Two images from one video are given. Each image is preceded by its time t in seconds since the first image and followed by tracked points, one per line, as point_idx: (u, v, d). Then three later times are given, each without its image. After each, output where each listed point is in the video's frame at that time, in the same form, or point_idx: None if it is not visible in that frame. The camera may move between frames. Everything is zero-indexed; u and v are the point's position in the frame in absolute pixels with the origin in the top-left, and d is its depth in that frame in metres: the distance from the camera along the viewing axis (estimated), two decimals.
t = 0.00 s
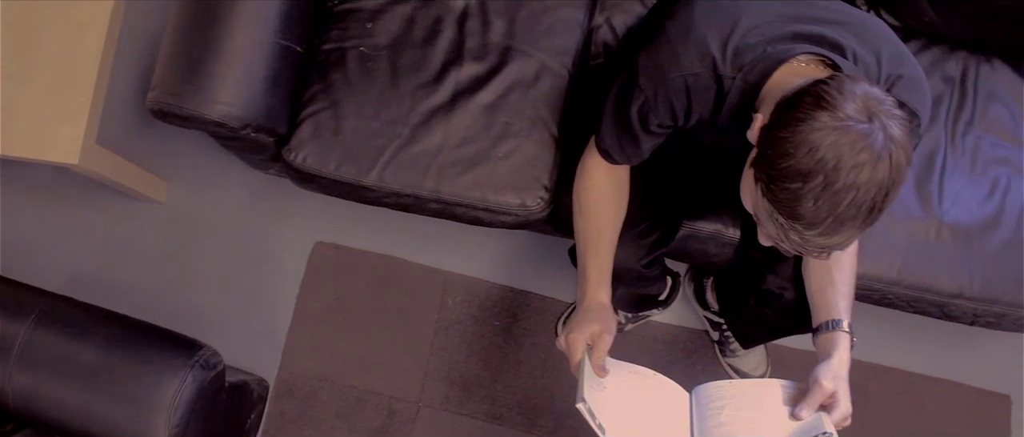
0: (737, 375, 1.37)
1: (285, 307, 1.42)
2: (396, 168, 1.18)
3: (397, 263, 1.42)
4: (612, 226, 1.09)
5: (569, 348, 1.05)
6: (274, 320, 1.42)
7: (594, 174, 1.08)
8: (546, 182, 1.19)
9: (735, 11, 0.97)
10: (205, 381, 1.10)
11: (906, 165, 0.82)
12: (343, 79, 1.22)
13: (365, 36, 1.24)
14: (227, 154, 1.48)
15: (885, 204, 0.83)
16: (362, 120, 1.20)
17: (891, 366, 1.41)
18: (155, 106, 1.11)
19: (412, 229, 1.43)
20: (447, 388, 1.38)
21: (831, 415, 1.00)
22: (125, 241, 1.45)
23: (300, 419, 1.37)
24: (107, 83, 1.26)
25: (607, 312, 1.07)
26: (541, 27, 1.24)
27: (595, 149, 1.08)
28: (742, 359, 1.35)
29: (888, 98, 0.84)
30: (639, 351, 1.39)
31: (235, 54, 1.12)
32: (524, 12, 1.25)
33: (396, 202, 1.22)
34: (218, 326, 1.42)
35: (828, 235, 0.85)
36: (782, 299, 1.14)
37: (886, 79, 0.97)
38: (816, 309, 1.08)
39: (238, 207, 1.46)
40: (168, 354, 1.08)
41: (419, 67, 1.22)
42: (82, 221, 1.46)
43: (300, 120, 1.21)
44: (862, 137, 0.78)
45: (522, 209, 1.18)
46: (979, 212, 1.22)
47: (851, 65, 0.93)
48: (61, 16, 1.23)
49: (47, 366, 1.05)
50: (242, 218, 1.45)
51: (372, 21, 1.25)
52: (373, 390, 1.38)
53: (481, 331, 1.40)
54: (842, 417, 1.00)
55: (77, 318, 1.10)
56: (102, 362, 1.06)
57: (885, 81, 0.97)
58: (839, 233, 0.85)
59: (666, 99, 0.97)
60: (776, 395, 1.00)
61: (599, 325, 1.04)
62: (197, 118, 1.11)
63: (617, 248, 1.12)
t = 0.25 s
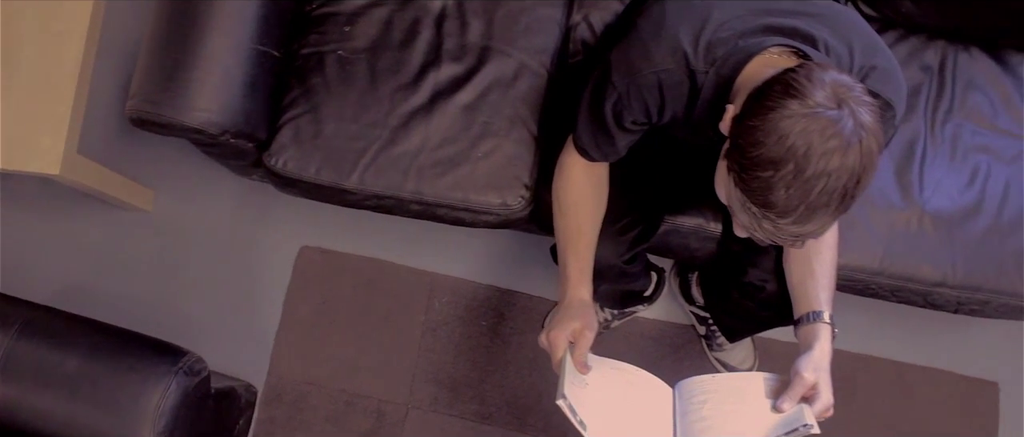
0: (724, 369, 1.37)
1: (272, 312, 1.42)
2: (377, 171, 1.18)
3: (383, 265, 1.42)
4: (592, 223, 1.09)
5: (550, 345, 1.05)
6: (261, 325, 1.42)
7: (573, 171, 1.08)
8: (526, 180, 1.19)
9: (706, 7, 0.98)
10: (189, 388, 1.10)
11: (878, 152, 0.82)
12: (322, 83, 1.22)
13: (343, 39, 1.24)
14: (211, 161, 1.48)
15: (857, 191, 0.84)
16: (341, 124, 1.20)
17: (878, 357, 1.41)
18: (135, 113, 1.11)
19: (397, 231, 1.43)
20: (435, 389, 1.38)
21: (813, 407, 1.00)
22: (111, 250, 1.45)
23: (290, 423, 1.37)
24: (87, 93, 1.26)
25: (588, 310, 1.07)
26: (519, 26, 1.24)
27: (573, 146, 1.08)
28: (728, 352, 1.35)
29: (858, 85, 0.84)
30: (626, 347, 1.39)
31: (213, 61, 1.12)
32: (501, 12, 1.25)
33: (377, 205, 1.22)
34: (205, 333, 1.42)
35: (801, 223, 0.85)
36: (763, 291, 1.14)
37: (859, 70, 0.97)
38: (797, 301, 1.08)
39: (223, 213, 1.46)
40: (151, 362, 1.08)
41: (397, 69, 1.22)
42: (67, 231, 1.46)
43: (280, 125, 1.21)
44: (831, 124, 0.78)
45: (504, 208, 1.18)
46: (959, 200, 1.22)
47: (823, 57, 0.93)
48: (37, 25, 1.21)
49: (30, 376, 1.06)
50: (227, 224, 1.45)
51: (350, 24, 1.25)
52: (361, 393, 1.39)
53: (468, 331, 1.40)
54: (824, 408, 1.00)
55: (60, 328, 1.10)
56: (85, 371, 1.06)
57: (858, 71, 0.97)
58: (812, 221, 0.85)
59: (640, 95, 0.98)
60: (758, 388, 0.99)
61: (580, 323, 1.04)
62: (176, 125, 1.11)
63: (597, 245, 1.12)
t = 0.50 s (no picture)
0: (709, 365, 1.37)
1: (256, 321, 1.42)
2: (354, 177, 1.19)
3: (366, 270, 1.42)
4: (569, 223, 1.09)
5: (528, 346, 1.05)
6: (245, 334, 1.42)
7: (548, 171, 1.08)
8: (504, 182, 1.19)
9: (674, 5, 0.98)
10: (171, 398, 1.11)
11: (844, 147, 0.83)
12: (298, 90, 1.22)
13: (317, 46, 1.24)
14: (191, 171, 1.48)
15: (825, 186, 0.84)
16: (318, 131, 1.20)
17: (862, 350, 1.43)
18: (110, 126, 1.10)
19: (379, 236, 1.43)
20: (421, 393, 1.38)
21: (791, 400, 1.00)
22: (93, 263, 1.45)
23: (277, 431, 1.37)
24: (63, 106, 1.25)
25: (566, 309, 1.07)
26: (493, 29, 1.25)
27: (547, 147, 1.08)
28: (714, 349, 1.35)
29: (824, 82, 0.85)
30: (611, 346, 1.39)
31: (187, 71, 1.11)
32: (475, 14, 1.25)
33: (356, 210, 1.22)
34: (190, 343, 1.42)
35: (770, 219, 0.85)
36: (742, 286, 1.14)
37: (828, 64, 0.97)
38: (775, 295, 1.09)
39: (205, 223, 1.46)
40: (132, 373, 1.09)
41: (372, 75, 1.22)
42: (48, 246, 1.45)
43: (257, 133, 1.21)
44: (797, 119, 0.78)
45: (482, 210, 1.18)
46: (936, 191, 1.23)
47: (791, 51, 0.93)
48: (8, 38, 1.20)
49: (9, 391, 1.05)
50: (210, 234, 1.45)
51: (324, 31, 1.25)
52: (348, 399, 1.38)
53: (453, 334, 1.40)
54: (801, 402, 1.00)
55: (40, 342, 1.10)
56: (65, 383, 1.06)
57: (827, 65, 0.97)
58: (781, 217, 0.85)
59: (610, 94, 0.98)
60: (737, 382, 1.00)
61: (557, 323, 1.04)
62: (152, 136, 1.10)
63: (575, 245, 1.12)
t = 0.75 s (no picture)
0: (697, 361, 1.37)
1: (242, 328, 1.42)
2: (334, 181, 1.18)
3: (351, 274, 1.42)
4: (549, 222, 1.09)
5: (510, 346, 1.05)
6: (231, 341, 1.41)
7: (527, 170, 1.07)
8: (484, 183, 1.19)
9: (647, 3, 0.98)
10: (154, 406, 1.10)
11: (819, 141, 0.82)
12: (275, 95, 1.22)
13: (294, 50, 1.24)
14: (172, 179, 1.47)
15: (800, 181, 0.84)
16: (296, 135, 1.20)
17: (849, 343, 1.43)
18: (86, 135, 1.09)
19: (363, 239, 1.43)
20: (408, 395, 1.38)
21: (774, 394, 0.99)
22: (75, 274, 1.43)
23: None
24: (39, 116, 1.24)
25: (547, 308, 1.07)
26: (470, 29, 1.24)
27: (526, 146, 1.08)
28: (700, 344, 1.35)
29: (798, 74, 0.84)
30: (597, 344, 1.39)
31: (164, 77, 1.10)
32: (451, 15, 1.25)
33: (337, 214, 1.22)
34: (176, 351, 1.41)
35: (745, 214, 0.85)
36: (724, 281, 1.13)
37: (803, 56, 0.97)
38: (757, 289, 1.08)
39: (188, 230, 1.45)
40: (114, 383, 1.08)
41: (350, 78, 1.22)
42: (28, 257, 1.44)
43: (236, 139, 1.21)
44: (771, 114, 0.78)
45: (464, 212, 1.18)
46: (918, 181, 1.22)
47: (766, 44, 0.93)
48: None
49: None
50: (193, 241, 1.44)
51: (301, 35, 1.24)
52: (335, 403, 1.38)
53: (439, 335, 1.40)
54: (785, 395, 1.00)
55: (21, 354, 1.09)
56: (48, 394, 1.06)
57: (802, 57, 0.97)
58: (756, 212, 0.84)
59: (586, 92, 0.97)
60: (720, 377, 0.99)
61: (539, 322, 1.04)
62: (129, 145, 1.09)
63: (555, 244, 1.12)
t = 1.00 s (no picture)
0: (684, 354, 1.37)
1: (229, 332, 1.41)
2: (315, 182, 1.18)
3: (338, 275, 1.41)
4: (531, 219, 1.09)
5: (494, 343, 1.05)
6: (218, 345, 1.41)
7: (508, 166, 1.07)
8: (467, 181, 1.18)
9: None
10: (139, 412, 1.10)
11: (795, 133, 0.82)
12: (256, 97, 1.21)
13: (274, 52, 1.23)
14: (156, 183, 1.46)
15: (777, 174, 0.83)
16: (278, 137, 1.20)
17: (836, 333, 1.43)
18: (65, 141, 1.08)
19: (349, 240, 1.43)
20: (397, 395, 1.38)
21: (758, 386, 0.99)
22: (61, 281, 1.43)
23: None
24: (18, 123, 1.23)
25: (530, 305, 1.07)
26: (450, 28, 1.24)
27: (506, 143, 1.07)
28: (688, 338, 1.35)
29: (774, 67, 0.83)
30: (584, 340, 1.39)
31: (143, 82, 1.09)
32: (431, 14, 1.25)
33: (320, 215, 1.22)
34: (163, 357, 1.40)
35: (722, 207, 0.84)
36: (708, 274, 1.13)
37: (780, 47, 0.96)
38: (740, 281, 1.08)
39: (173, 235, 1.44)
40: (98, 389, 1.08)
41: (331, 79, 1.22)
42: (12, 265, 1.43)
43: (217, 143, 1.20)
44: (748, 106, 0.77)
45: (447, 210, 1.18)
46: (900, 171, 1.23)
47: (742, 36, 0.92)
48: None
49: None
50: (179, 246, 1.44)
51: (280, 36, 1.24)
52: (324, 404, 1.38)
53: (426, 335, 1.40)
54: (768, 387, 1.00)
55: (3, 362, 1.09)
56: (31, 403, 1.05)
57: (779, 48, 0.96)
58: (734, 204, 0.84)
59: (564, 87, 0.97)
60: (704, 369, 0.99)
61: (522, 319, 1.04)
62: (109, 150, 1.08)
63: (538, 241, 1.12)
